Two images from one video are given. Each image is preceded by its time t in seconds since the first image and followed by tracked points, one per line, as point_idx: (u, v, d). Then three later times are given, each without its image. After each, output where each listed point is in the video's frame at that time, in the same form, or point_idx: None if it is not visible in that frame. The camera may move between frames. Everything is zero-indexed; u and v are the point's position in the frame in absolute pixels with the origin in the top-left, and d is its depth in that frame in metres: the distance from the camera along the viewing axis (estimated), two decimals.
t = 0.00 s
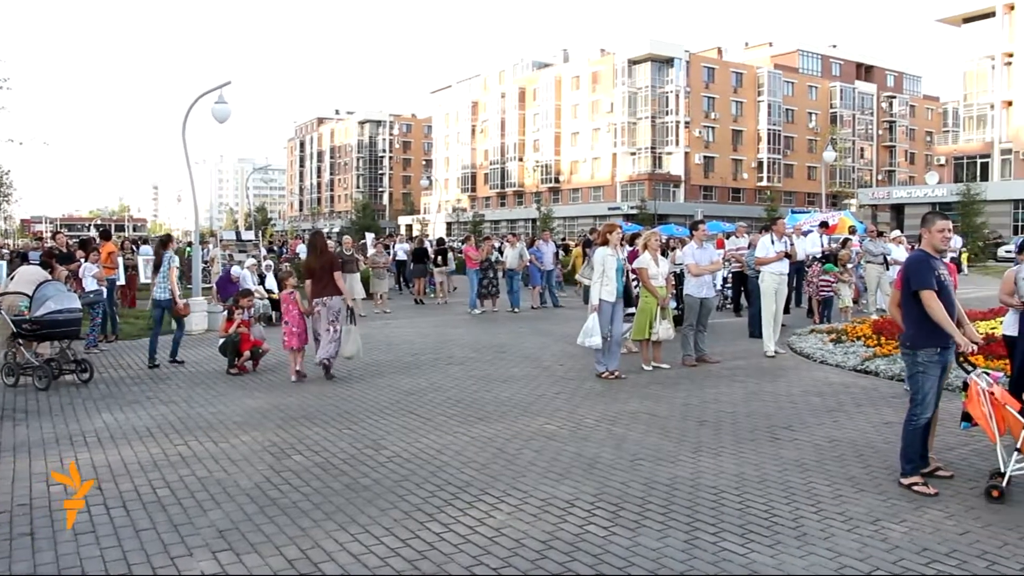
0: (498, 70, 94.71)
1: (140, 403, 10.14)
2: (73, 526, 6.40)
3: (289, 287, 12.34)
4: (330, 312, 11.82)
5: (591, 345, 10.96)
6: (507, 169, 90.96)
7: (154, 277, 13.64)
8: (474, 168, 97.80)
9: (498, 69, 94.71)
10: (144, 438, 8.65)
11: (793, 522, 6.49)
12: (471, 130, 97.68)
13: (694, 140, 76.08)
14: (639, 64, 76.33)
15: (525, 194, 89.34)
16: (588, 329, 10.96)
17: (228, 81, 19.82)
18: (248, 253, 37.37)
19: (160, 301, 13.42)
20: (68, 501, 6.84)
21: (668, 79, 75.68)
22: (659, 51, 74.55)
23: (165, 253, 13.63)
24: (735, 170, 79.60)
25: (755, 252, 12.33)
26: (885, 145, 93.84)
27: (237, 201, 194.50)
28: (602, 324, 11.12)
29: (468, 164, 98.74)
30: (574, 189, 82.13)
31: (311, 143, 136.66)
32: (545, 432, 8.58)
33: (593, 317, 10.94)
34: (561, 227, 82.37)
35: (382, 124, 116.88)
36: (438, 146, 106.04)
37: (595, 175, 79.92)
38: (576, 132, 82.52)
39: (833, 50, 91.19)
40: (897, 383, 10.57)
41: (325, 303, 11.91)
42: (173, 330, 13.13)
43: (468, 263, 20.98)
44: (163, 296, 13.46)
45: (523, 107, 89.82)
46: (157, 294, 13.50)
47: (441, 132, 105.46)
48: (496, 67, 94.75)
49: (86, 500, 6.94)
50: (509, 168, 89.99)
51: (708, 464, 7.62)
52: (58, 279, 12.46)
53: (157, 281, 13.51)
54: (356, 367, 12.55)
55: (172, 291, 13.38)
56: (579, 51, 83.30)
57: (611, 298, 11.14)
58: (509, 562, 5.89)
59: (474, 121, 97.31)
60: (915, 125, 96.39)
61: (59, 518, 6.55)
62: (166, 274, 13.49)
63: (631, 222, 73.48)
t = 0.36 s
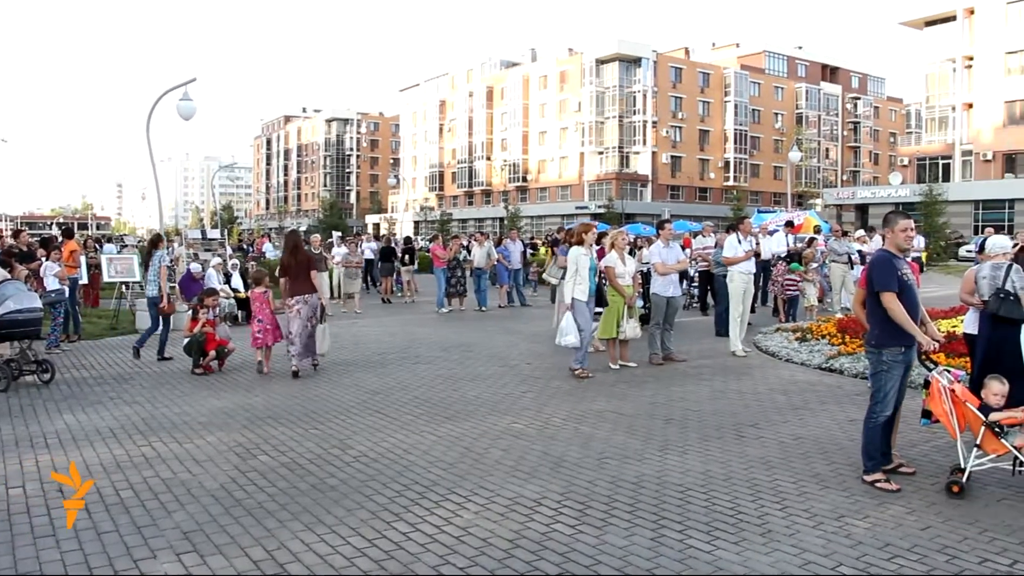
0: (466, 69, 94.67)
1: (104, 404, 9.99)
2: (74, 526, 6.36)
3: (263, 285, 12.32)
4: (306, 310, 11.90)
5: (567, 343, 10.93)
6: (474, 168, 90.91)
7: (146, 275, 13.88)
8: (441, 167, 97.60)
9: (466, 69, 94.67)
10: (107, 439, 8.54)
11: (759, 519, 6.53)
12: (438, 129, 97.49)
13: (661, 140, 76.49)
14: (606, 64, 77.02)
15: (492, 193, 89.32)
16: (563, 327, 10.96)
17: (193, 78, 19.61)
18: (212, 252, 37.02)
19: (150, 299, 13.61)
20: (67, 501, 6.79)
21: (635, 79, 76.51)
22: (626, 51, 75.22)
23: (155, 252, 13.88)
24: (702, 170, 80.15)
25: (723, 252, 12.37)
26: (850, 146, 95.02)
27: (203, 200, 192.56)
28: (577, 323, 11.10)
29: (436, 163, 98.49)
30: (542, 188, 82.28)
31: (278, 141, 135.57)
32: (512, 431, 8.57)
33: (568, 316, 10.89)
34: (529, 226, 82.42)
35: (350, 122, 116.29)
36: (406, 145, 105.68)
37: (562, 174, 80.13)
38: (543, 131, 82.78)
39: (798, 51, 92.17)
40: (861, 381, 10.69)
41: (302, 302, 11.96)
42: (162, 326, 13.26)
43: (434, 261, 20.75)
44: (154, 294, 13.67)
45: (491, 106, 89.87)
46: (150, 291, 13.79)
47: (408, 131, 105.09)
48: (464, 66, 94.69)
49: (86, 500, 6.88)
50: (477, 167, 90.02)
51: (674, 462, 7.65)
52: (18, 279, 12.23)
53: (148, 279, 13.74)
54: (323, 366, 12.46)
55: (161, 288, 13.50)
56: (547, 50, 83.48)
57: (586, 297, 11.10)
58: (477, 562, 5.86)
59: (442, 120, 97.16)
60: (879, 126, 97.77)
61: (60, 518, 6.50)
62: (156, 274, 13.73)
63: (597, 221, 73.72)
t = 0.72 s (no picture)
0: (442, 67, 94.53)
1: (76, 405, 9.88)
2: (74, 525, 6.36)
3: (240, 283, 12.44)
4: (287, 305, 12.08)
5: (555, 345, 10.91)
6: (450, 167, 90.78)
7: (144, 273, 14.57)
8: (417, 165, 97.34)
9: (442, 67, 94.53)
10: (80, 441, 8.44)
11: (733, 517, 6.57)
12: (414, 127, 97.23)
13: (637, 139, 76.67)
14: (583, 63, 77.08)
15: (468, 192, 89.23)
16: (552, 330, 10.91)
17: (166, 75, 19.43)
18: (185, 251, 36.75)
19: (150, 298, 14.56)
20: (67, 502, 6.78)
21: (611, 78, 76.58)
22: (603, 50, 75.33)
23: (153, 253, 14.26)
24: (677, 169, 80.48)
25: (702, 251, 12.32)
26: (824, 145, 95.89)
27: (177, 198, 191.00)
28: (565, 325, 10.98)
29: (412, 161, 98.24)
30: (518, 187, 82.34)
31: (253, 139, 134.66)
32: (488, 430, 8.55)
33: (557, 318, 10.80)
34: (505, 225, 82.34)
35: (326, 121, 115.75)
36: (382, 144, 105.29)
37: (539, 172, 80.24)
38: (519, 130, 82.89)
39: (774, 51, 92.73)
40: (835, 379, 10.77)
41: (284, 298, 12.14)
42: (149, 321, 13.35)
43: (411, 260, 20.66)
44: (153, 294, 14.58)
45: (467, 104, 89.84)
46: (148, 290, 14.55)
47: (385, 129, 104.73)
48: (440, 65, 94.55)
49: (86, 500, 6.87)
50: (453, 166, 90.00)
51: (649, 460, 7.67)
52: None
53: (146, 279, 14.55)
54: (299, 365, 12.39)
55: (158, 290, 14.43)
56: (523, 49, 83.51)
57: (574, 298, 10.95)
58: (453, 562, 5.84)
59: (418, 118, 96.94)
60: (852, 126, 98.70)
61: (61, 518, 6.51)
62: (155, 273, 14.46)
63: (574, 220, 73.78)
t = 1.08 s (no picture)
0: (419, 66, 94.32)
1: (48, 405, 9.75)
2: (76, 526, 6.30)
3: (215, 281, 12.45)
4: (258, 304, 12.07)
5: (546, 345, 10.91)
6: (426, 166, 90.66)
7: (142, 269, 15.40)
8: (393, 164, 97.19)
9: (419, 65, 94.32)
10: (51, 442, 8.32)
11: (708, 514, 6.59)
12: (391, 126, 97.02)
13: (613, 138, 76.77)
14: (559, 62, 77.03)
15: (445, 190, 89.08)
16: (544, 329, 10.90)
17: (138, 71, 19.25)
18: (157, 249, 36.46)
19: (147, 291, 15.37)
20: (69, 502, 6.68)
21: (588, 77, 76.43)
22: (580, 49, 75.10)
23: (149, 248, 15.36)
24: (653, 168, 80.70)
25: (680, 248, 12.40)
26: (800, 145, 96.63)
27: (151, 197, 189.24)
28: (556, 323, 11.04)
29: (388, 160, 98.06)
30: (494, 185, 82.35)
31: (228, 137, 133.71)
32: (463, 429, 8.54)
33: (550, 317, 10.86)
34: (481, 224, 82.25)
35: (301, 119, 115.20)
36: (358, 142, 104.96)
37: (515, 172, 80.35)
38: (496, 129, 82.98)
39: (750, 51, 93.21)
40: (808, 377, 10.86)
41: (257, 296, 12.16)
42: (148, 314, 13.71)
43: (387, 259, 20.65)
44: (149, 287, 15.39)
45: (443, 103, 89.71)
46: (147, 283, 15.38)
47: (361, 128, 104.46)
48: (417, 63, 94.33)
49: (87, 500, 6.78)
50: (429, 164, 89.82)
51: (625, 459, 7.68)
52: None
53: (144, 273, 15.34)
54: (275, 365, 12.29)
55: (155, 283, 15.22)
56: (500, 48, 83.54)
57: (567, 297, 11.07)
58: (429, 561, 5.83)
59: (395, 117, 96.75)
60: (827, 126, 99.60)
61: (60, 518, 6.43)
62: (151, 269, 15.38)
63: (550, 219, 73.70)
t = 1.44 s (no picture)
0: (388, 63, 94.02)
1: (10, 406, 9.58)
2: (74, 528, 6.26)
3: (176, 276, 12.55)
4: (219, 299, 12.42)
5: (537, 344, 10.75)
6: (395, 164, 90.42)
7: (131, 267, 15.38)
8: (362, 162, 96.82)
9: (388, 63, 94.02)
10: (14, 443, 8.18)
11: (676, 511, 6.62)
12: (359, 124, 96.65)
13: (582, 137, 76.87)
14: (528, 60, 77.22)
15: (413, 189, 88.87)
16: (533, 328, 10.76)
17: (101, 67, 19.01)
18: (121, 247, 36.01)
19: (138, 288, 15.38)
20: (68, 503, 6.62)
21: (556, 76, 76.78)
22: (549, 48, 75.32)
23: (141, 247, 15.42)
24: (622, 167, 80.89)
25: (648, 247, 12.46)
26: (767, 144, 97.45)
27: (116, 194, 187.02)
28: (545, 321, 10.96)
29: (356, 158, 97.68)
30: (463, 183, 82.50)
31: (195, 134, 132.43)
32: (431, 428, 8.51)
33: (538, 314, 10.78)
34: (450, 222, 82.15)
35: (269, 116, 114.49)
36: (326, 140, 104.49)
37: (484, 170, 80.41)
38: (464, 127, 83.00)
39: (718, 50, 93.77)
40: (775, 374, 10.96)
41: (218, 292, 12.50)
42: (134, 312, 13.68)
43: (355, 258, 20.55)
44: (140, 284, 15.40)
45: (412, 101, 89.49)
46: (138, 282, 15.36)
47: (329, 125, 103.96)
48: (386, 61, 94.04)
49: (85, 502, 6.73)
50: (398, 163, 89.62)
51: (593, 456, 7.69)
52: None
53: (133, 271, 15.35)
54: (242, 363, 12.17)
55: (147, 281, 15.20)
56: (469, 46, 83.57)
57: (549, 295, 11.06)
58: (395, 561, 5.79)
59: (363, 115, 96.41)
60: (794, 126, 100.47)
61: (61, 520, 6.39)
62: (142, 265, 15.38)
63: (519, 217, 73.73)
